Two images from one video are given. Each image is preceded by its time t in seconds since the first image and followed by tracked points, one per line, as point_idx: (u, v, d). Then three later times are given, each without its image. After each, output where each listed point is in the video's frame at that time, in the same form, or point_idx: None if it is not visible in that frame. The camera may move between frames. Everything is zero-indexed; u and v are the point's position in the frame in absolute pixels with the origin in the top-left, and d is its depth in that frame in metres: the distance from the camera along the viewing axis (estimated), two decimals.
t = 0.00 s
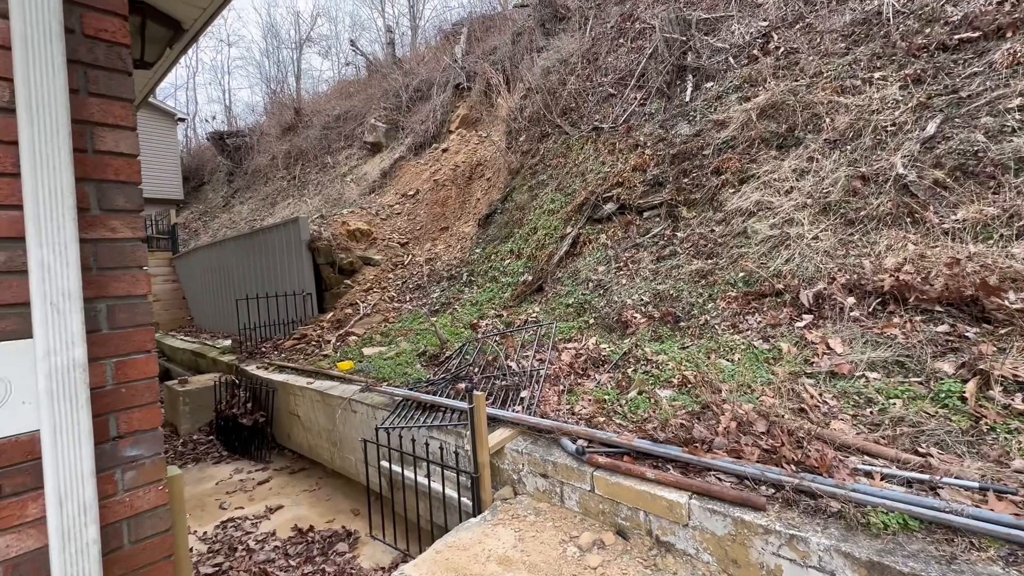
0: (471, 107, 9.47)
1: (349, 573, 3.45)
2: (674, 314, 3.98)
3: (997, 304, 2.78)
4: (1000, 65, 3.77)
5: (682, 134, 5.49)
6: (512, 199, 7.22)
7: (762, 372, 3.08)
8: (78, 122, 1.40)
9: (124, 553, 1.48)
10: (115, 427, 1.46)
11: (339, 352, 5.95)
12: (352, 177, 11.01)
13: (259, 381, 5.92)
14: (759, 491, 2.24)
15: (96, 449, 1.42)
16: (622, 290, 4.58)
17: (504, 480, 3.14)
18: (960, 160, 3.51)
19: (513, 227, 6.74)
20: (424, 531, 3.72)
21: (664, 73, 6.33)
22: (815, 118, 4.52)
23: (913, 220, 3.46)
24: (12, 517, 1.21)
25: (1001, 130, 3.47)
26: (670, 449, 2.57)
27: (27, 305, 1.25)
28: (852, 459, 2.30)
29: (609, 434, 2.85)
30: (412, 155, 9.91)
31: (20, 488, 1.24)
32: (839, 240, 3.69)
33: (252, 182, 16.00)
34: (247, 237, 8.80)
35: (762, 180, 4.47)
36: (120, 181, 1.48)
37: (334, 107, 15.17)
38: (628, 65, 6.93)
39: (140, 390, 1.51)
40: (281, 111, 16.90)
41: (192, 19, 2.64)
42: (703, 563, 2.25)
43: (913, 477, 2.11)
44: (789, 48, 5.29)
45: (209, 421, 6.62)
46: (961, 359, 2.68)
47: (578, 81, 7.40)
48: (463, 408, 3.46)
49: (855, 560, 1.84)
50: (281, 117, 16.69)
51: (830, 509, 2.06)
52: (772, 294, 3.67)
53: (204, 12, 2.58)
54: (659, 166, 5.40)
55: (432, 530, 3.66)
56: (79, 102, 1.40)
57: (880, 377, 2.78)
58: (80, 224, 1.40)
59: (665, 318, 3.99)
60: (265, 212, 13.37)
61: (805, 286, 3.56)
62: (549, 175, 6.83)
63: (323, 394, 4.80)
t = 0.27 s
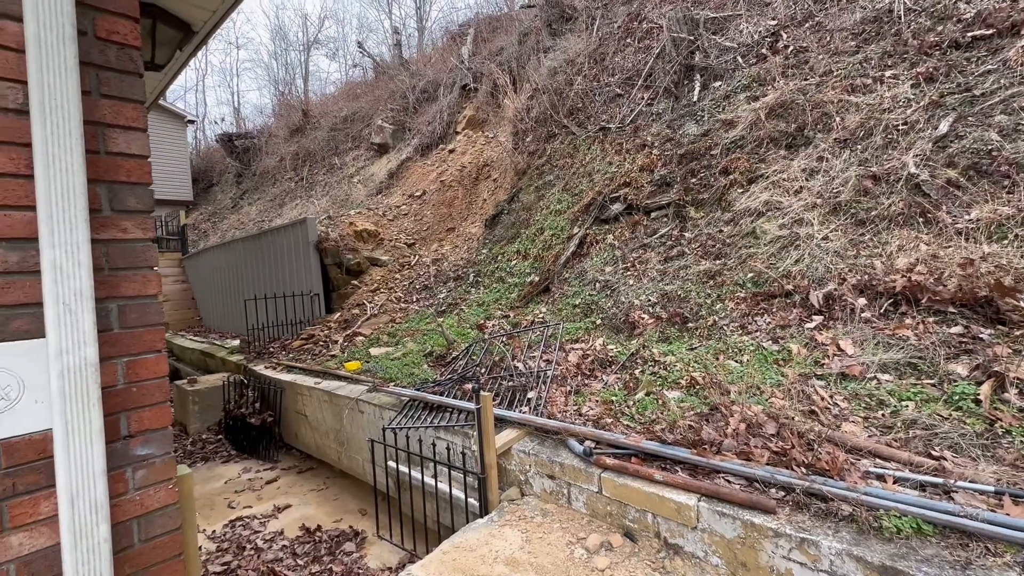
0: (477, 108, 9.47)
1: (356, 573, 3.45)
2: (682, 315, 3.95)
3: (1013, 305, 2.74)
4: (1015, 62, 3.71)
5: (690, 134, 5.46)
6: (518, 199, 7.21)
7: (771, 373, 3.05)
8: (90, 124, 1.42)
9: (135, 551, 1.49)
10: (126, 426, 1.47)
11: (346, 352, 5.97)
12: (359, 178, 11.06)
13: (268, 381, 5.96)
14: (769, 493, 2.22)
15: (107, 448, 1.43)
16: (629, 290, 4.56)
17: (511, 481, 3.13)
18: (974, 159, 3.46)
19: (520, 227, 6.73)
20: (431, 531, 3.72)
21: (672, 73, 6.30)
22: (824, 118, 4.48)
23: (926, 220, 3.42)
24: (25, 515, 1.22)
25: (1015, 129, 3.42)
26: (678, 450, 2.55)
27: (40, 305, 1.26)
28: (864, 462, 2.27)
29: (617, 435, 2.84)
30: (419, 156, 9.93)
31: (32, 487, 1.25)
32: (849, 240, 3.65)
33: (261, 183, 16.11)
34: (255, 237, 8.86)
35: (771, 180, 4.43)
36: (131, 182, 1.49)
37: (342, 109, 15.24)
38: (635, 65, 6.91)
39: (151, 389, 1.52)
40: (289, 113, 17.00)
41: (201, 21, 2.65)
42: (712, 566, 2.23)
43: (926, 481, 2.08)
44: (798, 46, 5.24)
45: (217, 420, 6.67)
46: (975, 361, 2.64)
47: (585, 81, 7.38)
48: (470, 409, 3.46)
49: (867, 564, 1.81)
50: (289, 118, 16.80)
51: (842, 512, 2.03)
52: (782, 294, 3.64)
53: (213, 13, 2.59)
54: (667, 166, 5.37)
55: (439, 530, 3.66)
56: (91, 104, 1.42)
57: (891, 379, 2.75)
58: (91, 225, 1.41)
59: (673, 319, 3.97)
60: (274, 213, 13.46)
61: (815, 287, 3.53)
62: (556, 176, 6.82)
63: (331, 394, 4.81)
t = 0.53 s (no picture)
0: (484, 109, 9.48)
1: (363, 573, 3.46)
2: (690, 317, 3.93)
3: None
4: None
5: (698, 135, 5.44)
6: (525, 201, 7.21)
7: (780, 376, 3.03)
8: (105, 127, 1.43)
9: (147, 550, 1.50)
10: (138, 426, 1.48)
11: (354, 352, 5.99)
12: (366, 179, 11.10)
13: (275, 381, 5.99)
14: (778, 497, 2.20)
15: (120, 447, 1.45)
16: (636, 292, 4.54)
17: (518, 482, 3.13)
18: (986, 160, 3.42)
19: (526, 229, 6.74)
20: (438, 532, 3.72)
21: (679, 74, 6.28)
22: (834, 118, 4.45)
23: (938, 221, 3.39)
24: (40, 514, 1.23)
25: None
26: (687, 453, 2.54)
27: (56, 306, 1.28)
28: (876, 466, 2.25)
29: (624, 437, 2.83)
30: (426, 157, 9.96)
31: (48, 485, 1.26)
32: (859, 242, 3.62)
33: (269, 184, 16.22)
34: (263, 238, 8.91)
35: (780, 181, 4.41)
36: (145, 184, 1.51)
37: (349, 110, 15.32)
38: (643, 66, 6.90)
39: (163, 389, 1.54)
40: (297, 115, 17.11)
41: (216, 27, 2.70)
42: (721, 570, 2.22)
43: (939, 486, 2.06)
44: (807, 47, 5.21)
45: (225, 420, 6.71)
46: (988, 364, 2.61)
47: (592, 83, 7.38)
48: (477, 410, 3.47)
49: (879, 569, 1.80)
50: (297, 120, 16.90)
51: (853, 516, 2.01)
52: (791, 296, 3.62)
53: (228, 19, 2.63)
54: (674, 167, 5.36)
55: (446, 531, 3.66)
56: (106, 107, 1.43)
57: (903, 383, 2.72)
58: (106, 226, 1.43)
59: (680, 320, 3.95)
60: (281, 214, 13.54)
61: (824, 289, 3.50)
62: (563, 177, 6.81)
63: (338, 394, 4.83)
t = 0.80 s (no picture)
0: (491, 111, 9.50)
1: (369, 573, 3.47)
2: (697, 319, 3.92)
3: None
4: None
5: (706, 137, 5.42)
6: (531, 202, 7.22)
7: (789, 379, 3.00)
8: (120, 127, 1.45)
9: (158, 547, 1.51)
10: (150, 424, 1.49)
11: (360, 353, 6.01)
12: (373, 180, 11.15)
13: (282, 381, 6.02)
14: (787, 501, 2.19)
15: (132, 445, 1.46)
16: (643, 294, 4.53)
17: (524, 484, 3.12)
18: (999, 162, 3.39)
19: (533, 230, 6.74)
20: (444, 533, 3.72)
21: (687, 75, 6.26)
22: (843, 120, 4.42)
23: (949, 223, 3.35)
24: (54, 510, 1.25)
25: None
26: (694, 456, 2.53)
27: (70, 305, 1.29)
28: (886, 470, 2.23)
29: (632, 439, 2.82)
30: (432, 159, 9.98)
31: (61, 482, 1.27)
32: (869, 244, 3.59)
33: (276, 185, 16.33)
34: (271, 239, 8.97)
35: (788, 183, 4.38)
36: (158, 184, 1.53)
37: (356, 112, 15.40)
38: (650, 68, 6.89)
39: (174, 388, 1.55)
40: (304, 116, 17.22)
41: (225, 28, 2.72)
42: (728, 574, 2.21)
43: (951, 491, 2.03)
44: (816, 48, 5.18)
45: (233, 419, 6.76)
46: (1001, 368, 2.58)
47: (599, 84, 7.37)
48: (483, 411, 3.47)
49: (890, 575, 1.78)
50: (305, 121, 17.01)
51: (863, 521, 1.99)
52: (799, 299, 3.60)
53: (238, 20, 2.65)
54: (681, 169, 5.34)
55: (452, 532, 3.67)
56: (121, 108, 1.45)
57: (914, 387, 2.70)
58: (120, 226, 1.44)
59: (688, 322, 3.94)
60: (289, 215, 13.63)
61: (834, 291, 3.48)
62: (569, 179, 6.81)
63: (345, 395, 4.85)
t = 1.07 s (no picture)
0: (497, 113, 9.51)
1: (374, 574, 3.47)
2: (705, 322, 3.89)
3: None
4: None
5: (714, 139, 5.40)
6: (538, 204, 7.21)
7: (798, 384, 2.98)
8: (133, 128, 1.46)
9: (167, 546, 1.51)
10: (160, 422, 1.50)
11: (366, 354, 6.02)
12: (380, 182, 11.19)
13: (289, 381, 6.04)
14: (798, 507, 2.16)
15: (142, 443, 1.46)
16: (650, 296, 4.51)
17: (531, 486, 3.11)
18: (1013, 165, 3.35)
19: (540, 232, 6.73)
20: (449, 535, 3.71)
21: (695, 78, 6.24)
22: (854, 123, 4.39)
23: (962, 227, 3.31)
24: (65, 508, 1.25)
25: None
26: (703, 460, 2.50)
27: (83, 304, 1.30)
28: (899, 477, 2.20)
29: (639, 442, 2.80)
30: (439, 160, 10.01)
31: (72, 480, 1.28)
32: (880, 248, 3.56)
33: (284, 186, 16.43)
34: (279, 240, 9.02)
35: (798, 186, 4.35)
36: (171, 184, 1.53)
37: (364, 113, 15.48)
38: (658, 70, 6.87)
39: (184, 387, 1.55)
40: (312, 118, 17.32)
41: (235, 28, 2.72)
42: None
43: (966, 498, 2.00)
44: (826, 50, 5.15)
45: (240, 419, 6.79)
46: (1016, 374, 2.55)
47: (607, 86, 7.37)
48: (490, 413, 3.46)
49: None
50: (312, 123, 17.12)
51: (875, 528, 1.97)
52: (809, 302, 3.57)
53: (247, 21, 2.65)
54: (689, 172, 5.32)
55: (457, 534, 3.66)
56: (134, 109, 1.46)
57: (926, 392, 2.66)
58: (132, 226, 1.45)
59: (696, 325, 3.92)
60: (296, 216, 13.71)
61: (844, 295, 3.44)
62: (576, 181, 6.80)
63: (351, 395, 4.86)
